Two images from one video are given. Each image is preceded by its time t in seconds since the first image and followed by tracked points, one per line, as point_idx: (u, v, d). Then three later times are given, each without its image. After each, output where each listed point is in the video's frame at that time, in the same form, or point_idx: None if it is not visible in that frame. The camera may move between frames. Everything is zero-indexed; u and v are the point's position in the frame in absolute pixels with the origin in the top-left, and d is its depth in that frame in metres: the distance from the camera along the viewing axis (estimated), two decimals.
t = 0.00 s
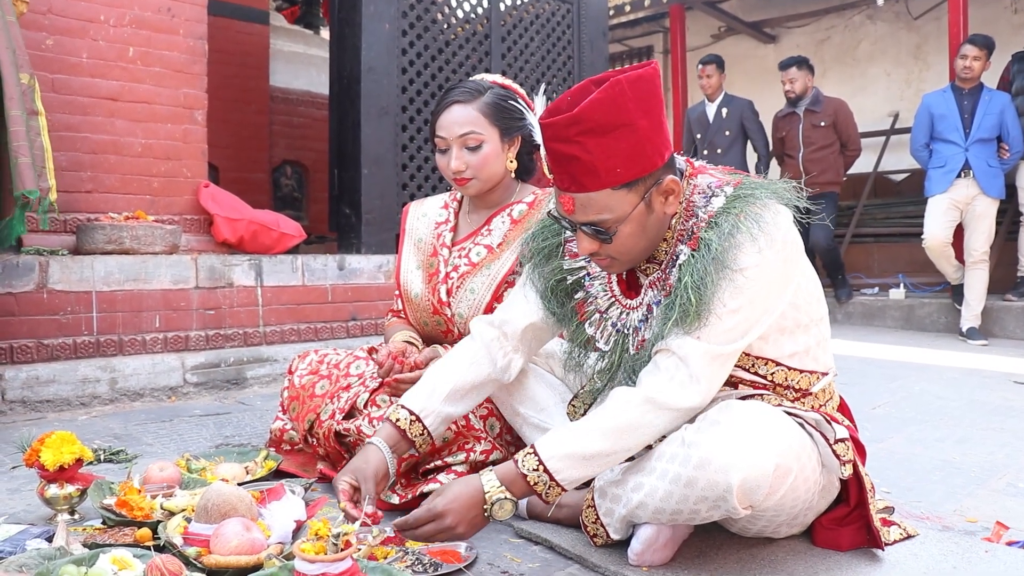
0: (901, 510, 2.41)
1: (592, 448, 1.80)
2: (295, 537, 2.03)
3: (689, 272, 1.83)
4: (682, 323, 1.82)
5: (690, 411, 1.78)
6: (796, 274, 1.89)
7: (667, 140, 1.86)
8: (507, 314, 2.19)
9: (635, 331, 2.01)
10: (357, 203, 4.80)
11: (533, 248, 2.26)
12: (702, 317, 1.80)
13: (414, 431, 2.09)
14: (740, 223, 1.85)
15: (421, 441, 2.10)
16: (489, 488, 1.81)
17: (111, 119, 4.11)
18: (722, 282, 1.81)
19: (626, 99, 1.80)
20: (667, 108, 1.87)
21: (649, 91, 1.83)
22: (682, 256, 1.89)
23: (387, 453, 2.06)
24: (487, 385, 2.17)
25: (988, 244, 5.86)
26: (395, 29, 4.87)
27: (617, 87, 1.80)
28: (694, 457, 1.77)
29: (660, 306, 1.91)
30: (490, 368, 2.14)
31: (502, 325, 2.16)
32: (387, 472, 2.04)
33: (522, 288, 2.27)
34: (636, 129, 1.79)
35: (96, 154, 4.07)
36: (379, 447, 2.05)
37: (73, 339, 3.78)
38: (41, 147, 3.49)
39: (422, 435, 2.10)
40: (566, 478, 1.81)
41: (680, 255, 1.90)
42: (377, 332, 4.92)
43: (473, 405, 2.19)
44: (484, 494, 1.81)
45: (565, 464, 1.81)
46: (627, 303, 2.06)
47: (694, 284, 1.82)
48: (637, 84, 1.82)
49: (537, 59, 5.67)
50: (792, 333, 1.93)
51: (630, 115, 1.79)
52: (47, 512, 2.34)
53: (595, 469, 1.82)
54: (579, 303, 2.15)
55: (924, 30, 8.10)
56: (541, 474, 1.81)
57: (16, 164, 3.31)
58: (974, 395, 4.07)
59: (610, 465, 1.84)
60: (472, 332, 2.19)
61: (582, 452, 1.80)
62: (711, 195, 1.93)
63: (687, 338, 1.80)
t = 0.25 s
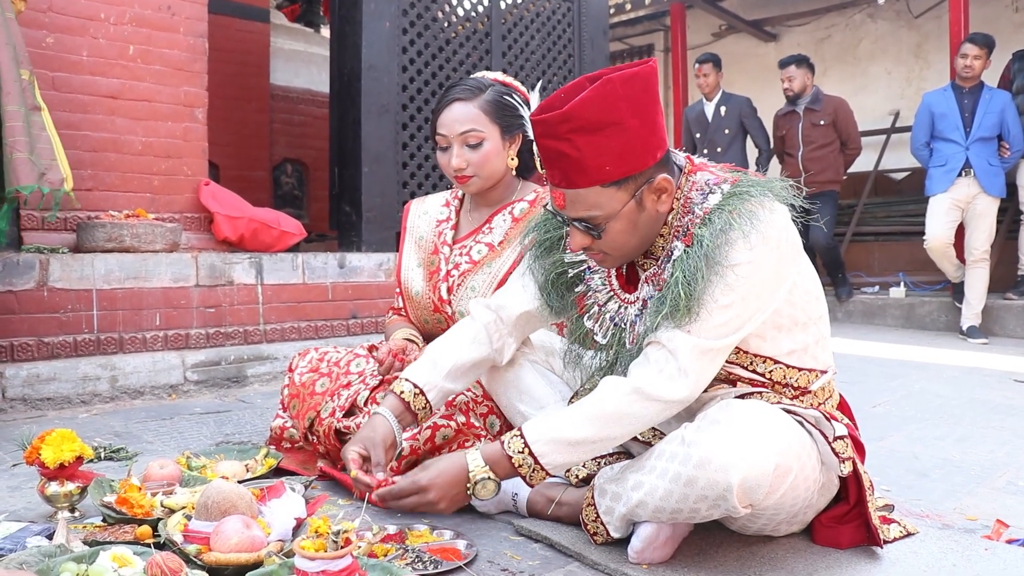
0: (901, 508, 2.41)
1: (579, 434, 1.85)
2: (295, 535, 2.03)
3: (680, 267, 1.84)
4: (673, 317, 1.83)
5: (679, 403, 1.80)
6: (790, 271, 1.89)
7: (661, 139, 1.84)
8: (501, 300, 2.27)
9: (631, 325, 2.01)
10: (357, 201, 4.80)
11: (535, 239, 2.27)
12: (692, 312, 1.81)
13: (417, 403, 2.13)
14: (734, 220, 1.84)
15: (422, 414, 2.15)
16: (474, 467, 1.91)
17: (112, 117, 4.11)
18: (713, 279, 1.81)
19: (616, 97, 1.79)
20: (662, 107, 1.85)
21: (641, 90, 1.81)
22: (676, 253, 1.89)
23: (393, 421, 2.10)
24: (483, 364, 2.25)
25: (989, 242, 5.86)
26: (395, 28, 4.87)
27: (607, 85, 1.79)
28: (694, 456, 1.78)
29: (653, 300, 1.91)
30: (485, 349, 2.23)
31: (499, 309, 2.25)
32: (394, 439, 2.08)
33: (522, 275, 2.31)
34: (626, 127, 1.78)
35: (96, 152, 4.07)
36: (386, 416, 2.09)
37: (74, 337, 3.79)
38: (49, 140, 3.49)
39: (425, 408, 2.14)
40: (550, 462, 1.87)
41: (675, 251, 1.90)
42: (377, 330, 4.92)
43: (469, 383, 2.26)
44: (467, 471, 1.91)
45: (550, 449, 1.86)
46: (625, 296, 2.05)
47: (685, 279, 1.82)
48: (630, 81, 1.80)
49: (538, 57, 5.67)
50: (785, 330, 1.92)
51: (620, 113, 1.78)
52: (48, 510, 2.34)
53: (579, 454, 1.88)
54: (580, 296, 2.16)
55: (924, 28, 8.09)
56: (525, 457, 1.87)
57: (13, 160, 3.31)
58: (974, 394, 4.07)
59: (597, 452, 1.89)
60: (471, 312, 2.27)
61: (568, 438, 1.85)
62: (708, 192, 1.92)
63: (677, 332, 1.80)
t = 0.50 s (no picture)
0: (901, 506, 2.41)
1: (571, 403, 1.84)
2: (296, 533, 2.02)
3: (678, 257, 1.84)
4: (670, 306, 1.83)
5: (669, 388, 1.80)
6: (790, 266, 1.89)
7: (647, 143, 1.82)
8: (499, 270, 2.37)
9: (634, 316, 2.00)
10: (358, 199, 4.80)
11: (544, 227, 2.31)
12: (688, 302, 1.81)
13: (411, 346, 2.27)
14: (734, 212, 1.84)
15: (414, 357, 2.28)
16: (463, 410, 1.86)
17: (112, 115, 4.11)
18: (710, 269, 1.81)
19: (601, 100, 1.77)
20: (652, 110, 1.81)
21: (630, 93, 1.78)
22: (676, 244, 1.88)
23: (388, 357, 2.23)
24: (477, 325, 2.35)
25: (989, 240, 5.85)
26: (396, 26, 4.86)
27: (593, 87, 1.77)
28: (696, 454, 1.78)
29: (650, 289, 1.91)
30: (481, 312, 2.32)
31: (497, 279, 2.34)
32: (388, 375, 2.21)
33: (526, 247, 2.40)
34: (607, 130, 1.76)
35: (97, 150, 4.07)
36: (381, 353, 2.21)
37: (74, 335, 3.79)
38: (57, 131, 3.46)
39: (417, 352, 2.27)
40: (536, 420, 1.85)
41: (674, 243, 1.89)
42: (377, 329, 4.91)
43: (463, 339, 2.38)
44: (455, 414, 1.86)
45: (539, 412, 1.85)
46: (629, 287, 2.06)
47: (683, 269, 1.82)
48: (616, 84, 1.78)
49: (538, 55, 5.66)
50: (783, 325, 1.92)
51: (603, 115, 1.77)
52: (48, 508, 2.34)
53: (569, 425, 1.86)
54: (585, 286, 2.19)
55: (925, 26, 8.08)
56: (513, 412, 1.85)
57: (9, 155, 3.32)
58: (975, 392, 4.07)
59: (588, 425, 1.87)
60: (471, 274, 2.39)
61: (557, 402, 1.84)
62: (710, 185, 1.92)
63: (674, 320, 1.81)
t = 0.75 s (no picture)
0: (903, 504, 2.41)
1: (556, 369, 1.87)
2: (297, 533, 2.02)
3: (665, 240, 1.87)
4: (655, 288, 1.86)
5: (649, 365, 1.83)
6: (778, 254, 1.90)
7: (636, 133, 1.85)
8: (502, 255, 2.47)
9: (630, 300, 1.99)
10: (358, 198, 4.80)
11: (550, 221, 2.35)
12: (672, 283, 1.84)
13: (409, 311, 2.45)
14: (722, 198, 1.87)
15: (411, 322, 2.46)
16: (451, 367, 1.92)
17: (112, 115, 4.11)
18: (695, 252, 1.84)
19: (590, 90, 1.83)
20: (641, 102, 1.86)
21: (617, 83, 1.84)
22: (667, 230, 1.91)
23: (387, 314, 2.44)
24: (479, 302, 2.47)
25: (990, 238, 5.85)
26: (396, 25, 4.86)
27: (581, 77, 1.83)
28: (697, 451, 1.78)
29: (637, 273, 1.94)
30: (483, 290, 2.45)
31: (499, 263, 2.45)
32: (387, 333, 2.43)
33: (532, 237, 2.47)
34: (594, 119, 1.81)
35: (97, 150, 4.07)
36: (380, 311, 2.43)
37: (75, 335, 3.78)
38: (49, 134, 3.46)
39: (415, 318, 2.45)
40: (520, 385, 1.89)
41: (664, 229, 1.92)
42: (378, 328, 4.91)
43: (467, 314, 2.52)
44: (444, 371, 1.93)
45: (525, 376, 1.89)
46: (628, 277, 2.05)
47: (669, 251, 1.85)
48: (602, 75, 1.83)
49: (538, 54, 5.66)
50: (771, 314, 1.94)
51: (589, 104, 1.82)
52: (50, 508, 2.34)
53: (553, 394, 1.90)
54: (589, 279, 2.23)
55: (925, 24, 8.07)
56: (498, 373, 1.89)
57: (8, 155, 3.31)
58: (976, 390, 4.07)
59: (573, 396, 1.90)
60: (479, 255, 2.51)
61: (540, 367, 1.87)
62: (703, 175, 1.94)
63: (656, 299, 1.84)
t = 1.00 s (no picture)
0: (904, 503, 2.40)
1: (540, 348, 1.95)
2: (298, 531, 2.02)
3: (647, 228, 1.93)
4: (636, 274, 1.92)
5: (627, 347, 1.90)
6: (758, 244, 1.95)
7: (616, 125, 1.94)
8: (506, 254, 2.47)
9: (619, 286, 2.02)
10: (358, 197, 4.80)
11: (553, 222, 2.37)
12: (652, 270, 1.90)
13: (403, 292, 2.45)
14: (701, 188, 1.93)
15: (404, 304, 2.45)
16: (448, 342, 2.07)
17: (112, 114, 4.10)
18: (675, 240, 1.90)
19: (569, 86, 1.93)
20: (619, 96, 1.95)
21: (595, 79, 1.94)
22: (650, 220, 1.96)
23: (380, 292, 2.47)
24: (479, 298, 2.45)
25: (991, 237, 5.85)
26: (396, 24, 4.86)
27: (560, 74, 1.94)
28: (698, 444, 1.78)
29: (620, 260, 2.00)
30: (483, 284, 2.44)
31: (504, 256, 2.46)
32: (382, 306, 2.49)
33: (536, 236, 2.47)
34: (573, 111, 1.91)
35: (97, 149, 4.07)
36: (372, 288, 2.47)
37: (75, 334, 3.78)
38: (58, 132, 3.45)
39: (408, 299, 2.45)
40: (508, 363, 1.97)
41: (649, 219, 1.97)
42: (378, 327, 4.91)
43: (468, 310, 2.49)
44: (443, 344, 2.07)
45: (513, 356, 1.97)
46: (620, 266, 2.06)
47: (649, 239, 1.91)
48: (581, 72, 1.94)
49: (539, 52, 5.65)
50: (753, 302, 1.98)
51: (569, 99, 1.93)
52: (50, 506, 2.34)
53: (540, 375, 1.97)
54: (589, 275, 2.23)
55: (926, 23, 8.06)
56: (490, 351, 2.00)
57: (20, 152, 3.30)
58: (977, 389, 4.06)
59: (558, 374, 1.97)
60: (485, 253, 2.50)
61: (527, 346, 1.95)
62: (687, 167, 2.00)
63: (635, 284, 1.90)
